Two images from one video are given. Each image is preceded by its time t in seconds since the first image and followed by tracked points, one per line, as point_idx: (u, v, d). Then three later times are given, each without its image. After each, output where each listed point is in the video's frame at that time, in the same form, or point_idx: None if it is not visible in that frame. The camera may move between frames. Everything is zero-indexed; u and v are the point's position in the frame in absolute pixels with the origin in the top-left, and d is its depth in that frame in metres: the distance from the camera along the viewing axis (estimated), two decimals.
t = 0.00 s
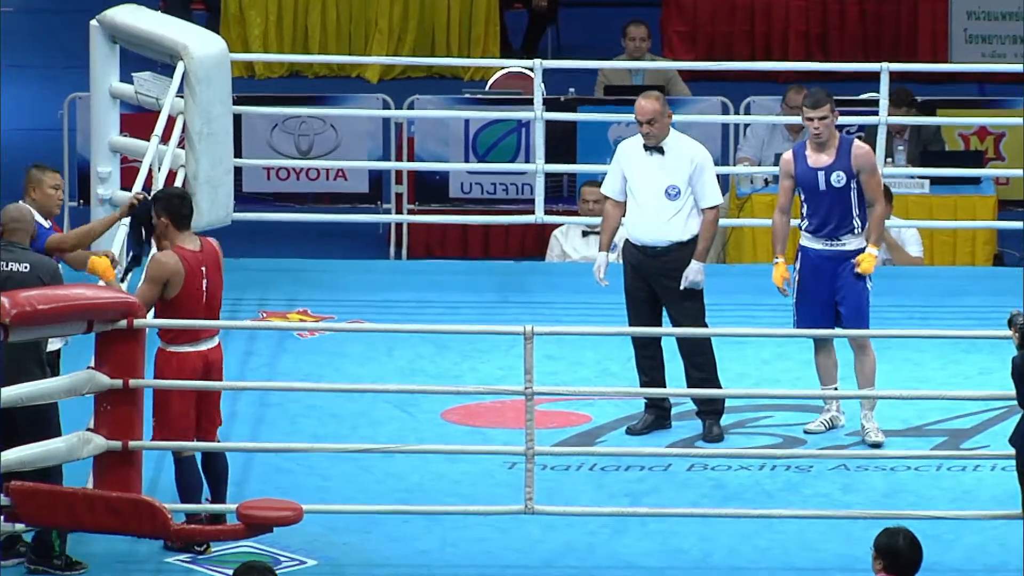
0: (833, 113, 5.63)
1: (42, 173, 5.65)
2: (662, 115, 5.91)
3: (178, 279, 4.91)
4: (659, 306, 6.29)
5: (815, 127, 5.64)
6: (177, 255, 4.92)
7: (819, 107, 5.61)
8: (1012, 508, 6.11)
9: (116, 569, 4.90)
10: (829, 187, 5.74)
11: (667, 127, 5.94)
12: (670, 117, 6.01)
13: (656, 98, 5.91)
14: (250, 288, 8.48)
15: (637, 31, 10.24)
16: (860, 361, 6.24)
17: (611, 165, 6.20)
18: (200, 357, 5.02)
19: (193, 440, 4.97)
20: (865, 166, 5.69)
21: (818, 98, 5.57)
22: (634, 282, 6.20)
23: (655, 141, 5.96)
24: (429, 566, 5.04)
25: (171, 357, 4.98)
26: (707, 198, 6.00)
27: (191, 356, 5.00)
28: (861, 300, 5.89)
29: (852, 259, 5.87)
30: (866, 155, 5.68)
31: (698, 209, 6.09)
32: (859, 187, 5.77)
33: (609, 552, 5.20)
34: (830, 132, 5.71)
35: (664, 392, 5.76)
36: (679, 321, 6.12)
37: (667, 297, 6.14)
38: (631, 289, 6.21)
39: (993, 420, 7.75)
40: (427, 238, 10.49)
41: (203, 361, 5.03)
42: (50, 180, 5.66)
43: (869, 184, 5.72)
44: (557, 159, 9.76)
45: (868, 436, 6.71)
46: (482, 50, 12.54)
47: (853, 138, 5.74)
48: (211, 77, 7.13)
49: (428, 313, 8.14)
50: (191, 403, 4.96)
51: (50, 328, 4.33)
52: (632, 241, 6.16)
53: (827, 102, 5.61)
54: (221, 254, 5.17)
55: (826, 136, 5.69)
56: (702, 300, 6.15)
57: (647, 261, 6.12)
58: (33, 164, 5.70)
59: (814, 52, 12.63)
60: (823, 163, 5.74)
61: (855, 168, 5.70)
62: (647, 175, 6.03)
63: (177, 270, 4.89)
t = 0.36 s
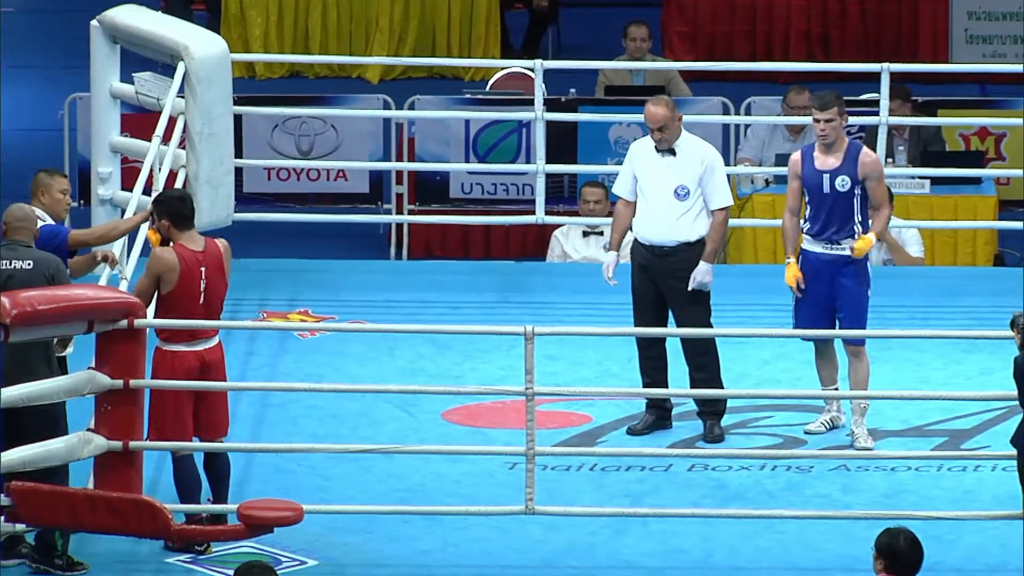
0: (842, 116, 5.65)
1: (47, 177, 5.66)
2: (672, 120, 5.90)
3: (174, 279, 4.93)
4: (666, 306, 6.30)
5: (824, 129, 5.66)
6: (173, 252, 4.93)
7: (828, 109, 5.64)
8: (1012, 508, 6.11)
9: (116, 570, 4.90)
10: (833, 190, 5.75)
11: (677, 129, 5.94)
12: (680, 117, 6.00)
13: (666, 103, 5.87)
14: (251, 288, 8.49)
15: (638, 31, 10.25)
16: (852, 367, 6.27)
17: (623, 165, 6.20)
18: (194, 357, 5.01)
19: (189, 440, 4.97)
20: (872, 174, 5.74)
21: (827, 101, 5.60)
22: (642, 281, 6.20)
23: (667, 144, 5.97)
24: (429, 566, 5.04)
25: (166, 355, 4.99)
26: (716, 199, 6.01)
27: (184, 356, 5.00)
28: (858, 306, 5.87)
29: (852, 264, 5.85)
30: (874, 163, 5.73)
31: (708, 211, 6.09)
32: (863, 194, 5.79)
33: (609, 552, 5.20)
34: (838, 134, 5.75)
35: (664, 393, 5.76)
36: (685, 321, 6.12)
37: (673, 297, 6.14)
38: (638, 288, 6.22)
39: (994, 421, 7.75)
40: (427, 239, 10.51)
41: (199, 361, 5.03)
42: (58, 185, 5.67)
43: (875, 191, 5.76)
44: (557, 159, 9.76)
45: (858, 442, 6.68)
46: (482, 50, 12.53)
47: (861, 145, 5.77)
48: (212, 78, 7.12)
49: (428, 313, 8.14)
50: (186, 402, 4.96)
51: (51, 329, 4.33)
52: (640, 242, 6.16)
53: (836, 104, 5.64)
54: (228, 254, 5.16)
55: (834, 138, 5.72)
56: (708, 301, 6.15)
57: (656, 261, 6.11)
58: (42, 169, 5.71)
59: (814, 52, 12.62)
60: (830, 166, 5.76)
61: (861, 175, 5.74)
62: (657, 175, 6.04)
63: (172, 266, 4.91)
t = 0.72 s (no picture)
0: (856, 119, 5.63)
1: (46, 179, 5.65)
2: (682, 121, 5.93)
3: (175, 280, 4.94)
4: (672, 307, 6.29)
5: (837, 130, 5.64)
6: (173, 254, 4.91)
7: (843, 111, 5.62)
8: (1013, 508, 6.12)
9: (118, 569, 4.90)
10: (844, 194, 5.75)
11: (688, 129, 5.97)
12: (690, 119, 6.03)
13: (676, 105, 5.90)
14: (251, 288, 8.49)
15: (638, 31, 10.24)
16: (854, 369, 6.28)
17: (634, 165, 6.21)
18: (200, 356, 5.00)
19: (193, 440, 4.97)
20: (886, 178, 5.74)
21: (842, 101, 5.59)
22: (650, 282, 6.19)
23: (677, 145, 6.00)
24: (430, 566, 5.04)
25: (171, 353, 4.99)
26: (725, 202, 6.01)
27: (190, 353, 4.99)
28: (865, 309, 5.88)
29: (861, 269, 5.86)
30: (887, 168, 5.73)
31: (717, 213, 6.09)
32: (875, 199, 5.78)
33: (609, 552, 5.20)
34: (853, 139, 5.72)
35: (665, 393, 5.76)
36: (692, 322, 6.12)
37: (682, 298, 6.13)
38: (646, 289, 6.21)
39: (994, 421, 7.75)
40: (427, 239, 10.54)
41: (205, 358, 5.02)
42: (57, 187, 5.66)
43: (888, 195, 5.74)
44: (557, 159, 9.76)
45: (858, 442, 6.70)
46: (482, 50, 12.53)
47: (876, 151, 5.77)
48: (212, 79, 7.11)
49: (429, 313, 8.14)
50: (193, 402, 4.96)
51: (51, 329, 4.32)
52: (650, 242, 6.16)
53: (851, 106, 5.62)
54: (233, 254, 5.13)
55: (849, 142, 5.69)
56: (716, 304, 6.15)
57: (666, 262, 6.11)
58: (41, 170, 5.70)
59: (814, 52, 12.62)
60: (843, 170, 5.76)
61: (874, 180, 5.74)
62: (667, 175, 6.05)
63: (175, 262, 4.92)
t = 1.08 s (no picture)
0: (868, 126, 5.56)
1: (41, 179, 5.66)
2: (700, 121, 5.91)
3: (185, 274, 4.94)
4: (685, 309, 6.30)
5: (848, 135, 5.59)
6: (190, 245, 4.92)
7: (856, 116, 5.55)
8: (1013, 508, 6.12)
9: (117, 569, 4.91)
10: (852, 198, 5.74)
11: (705, 130, 5.95)
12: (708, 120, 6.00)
13: (694, 105, 5.89)
14: (250, 288, 8.49)
15: (637, 32, 10.24)
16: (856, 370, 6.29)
17: (650, 166, 6.22)
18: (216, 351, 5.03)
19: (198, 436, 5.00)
20: (894, 185, 5.70)
21: (856, 108, 5.50)
22: (664, 284, 6.20)
23: (693, 146, 5.98)
24: (430, 567, 5.04)
25: (183, 349, 4.98)
26: (739, 206, 5.99)
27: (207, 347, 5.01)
28: (868, 313, 5.89)
29: (864, 273, 5.86)
30: (897, 175, 5.69)
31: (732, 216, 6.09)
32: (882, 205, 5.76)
33: (610, 552, 5.20)
34: (865, 143, 5.67)
35: (665, 393, 5.76)
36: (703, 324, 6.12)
37: (695, 299, 6.14)
38: (660, 291, 6.21)
39: (994, 421, 7.76)
40: (427, 240, 10.57)
41: (217, 352, 5.04)
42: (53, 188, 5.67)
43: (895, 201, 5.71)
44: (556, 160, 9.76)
45: (858, 442, 6.72)
46: (481, 50, 12.53)
47: (887, 157, 5.73)
48: (213, 79, 7.12)
49: (429, 313, 8.15)
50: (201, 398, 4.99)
51: (51, 329, 4.32)
52: (666, 245, 6.17)
53: (865, 113, 5.54)
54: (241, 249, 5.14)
55: (859, 146, 5.65)
56: (729, 309, 6.17)
57: (681, 265, 6.12)
58: (36, 170, 5.70)
59: (814, 52, 12.62)
60: (853, 173, 5.73)
61: (882, 186, 5.70)
62: (682, 177, 6.05)
63: (190, 257, 4.91)
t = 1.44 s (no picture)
0: (859, 124, 5.59)
1: (39, 178, 5.63)
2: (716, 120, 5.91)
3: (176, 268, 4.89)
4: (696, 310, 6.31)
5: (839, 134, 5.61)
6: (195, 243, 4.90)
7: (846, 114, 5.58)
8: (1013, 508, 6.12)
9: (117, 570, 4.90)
10: (842, 198, 5.74)
11: (719, 131, 5.97)
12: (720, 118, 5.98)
13: (710, 104, 5.91)
14: (250, 288, 8.49)
15: (637, 32, 10.24)
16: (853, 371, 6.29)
17: (663, 168, 6.21)
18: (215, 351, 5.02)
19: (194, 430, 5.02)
20: (884, 184, 5.70)
21: (847, 105, 5.54)
22: (677, 285, 6.19)
23: (706, 147, 5.99)
24: (431, 567, 5.04)
25: (183, 346, 4.98)
26: (755, 208, 6.01)
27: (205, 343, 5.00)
28: (861, 312, 5.89)
29: (855, 273, 5.87)
30: (886, 175, 5.69)
31: (747, 218, 6.10)
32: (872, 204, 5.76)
33: (610, 552, 5.20)
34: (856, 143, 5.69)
35: (664, 393, 5.76)
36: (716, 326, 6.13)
37: (709, 302, 6.14)
38: (672, 291, 6.21)
39: (994, 421, 7.76)
40: (427, 240, 10.56)
41: (217, 351, 5.03)
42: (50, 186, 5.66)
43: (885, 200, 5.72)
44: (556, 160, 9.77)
45: (857, 442, 6.72)
46: (481, 51, 12.53)
47: (877, 157, 5.73)
48: (213, 80, 7.12)
49: (428, 314, 8.15)
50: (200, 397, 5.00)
51: (50, 329, 4.32)
52: (681, 246, 6.16)
53: (855, 111, 5.57)
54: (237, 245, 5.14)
55: (851, 146, 5.66)
56: (740, 311, 6.17)
57: (696, 266, 6.12)
58: (33, 168, 5.67)
59: (814, 52, 12.60)
60: (843, 173, 5.73)
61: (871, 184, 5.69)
62: (696, 179, 6.06)
63: (199, 256, 4.90)
